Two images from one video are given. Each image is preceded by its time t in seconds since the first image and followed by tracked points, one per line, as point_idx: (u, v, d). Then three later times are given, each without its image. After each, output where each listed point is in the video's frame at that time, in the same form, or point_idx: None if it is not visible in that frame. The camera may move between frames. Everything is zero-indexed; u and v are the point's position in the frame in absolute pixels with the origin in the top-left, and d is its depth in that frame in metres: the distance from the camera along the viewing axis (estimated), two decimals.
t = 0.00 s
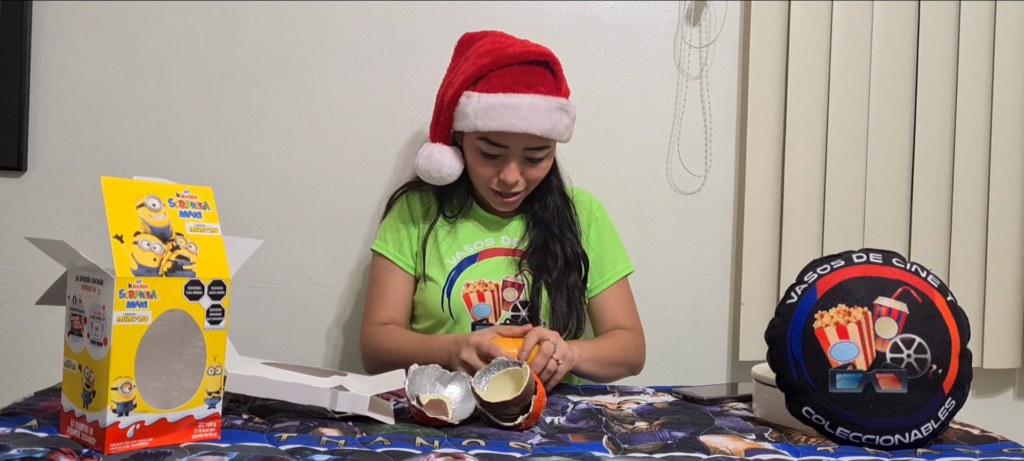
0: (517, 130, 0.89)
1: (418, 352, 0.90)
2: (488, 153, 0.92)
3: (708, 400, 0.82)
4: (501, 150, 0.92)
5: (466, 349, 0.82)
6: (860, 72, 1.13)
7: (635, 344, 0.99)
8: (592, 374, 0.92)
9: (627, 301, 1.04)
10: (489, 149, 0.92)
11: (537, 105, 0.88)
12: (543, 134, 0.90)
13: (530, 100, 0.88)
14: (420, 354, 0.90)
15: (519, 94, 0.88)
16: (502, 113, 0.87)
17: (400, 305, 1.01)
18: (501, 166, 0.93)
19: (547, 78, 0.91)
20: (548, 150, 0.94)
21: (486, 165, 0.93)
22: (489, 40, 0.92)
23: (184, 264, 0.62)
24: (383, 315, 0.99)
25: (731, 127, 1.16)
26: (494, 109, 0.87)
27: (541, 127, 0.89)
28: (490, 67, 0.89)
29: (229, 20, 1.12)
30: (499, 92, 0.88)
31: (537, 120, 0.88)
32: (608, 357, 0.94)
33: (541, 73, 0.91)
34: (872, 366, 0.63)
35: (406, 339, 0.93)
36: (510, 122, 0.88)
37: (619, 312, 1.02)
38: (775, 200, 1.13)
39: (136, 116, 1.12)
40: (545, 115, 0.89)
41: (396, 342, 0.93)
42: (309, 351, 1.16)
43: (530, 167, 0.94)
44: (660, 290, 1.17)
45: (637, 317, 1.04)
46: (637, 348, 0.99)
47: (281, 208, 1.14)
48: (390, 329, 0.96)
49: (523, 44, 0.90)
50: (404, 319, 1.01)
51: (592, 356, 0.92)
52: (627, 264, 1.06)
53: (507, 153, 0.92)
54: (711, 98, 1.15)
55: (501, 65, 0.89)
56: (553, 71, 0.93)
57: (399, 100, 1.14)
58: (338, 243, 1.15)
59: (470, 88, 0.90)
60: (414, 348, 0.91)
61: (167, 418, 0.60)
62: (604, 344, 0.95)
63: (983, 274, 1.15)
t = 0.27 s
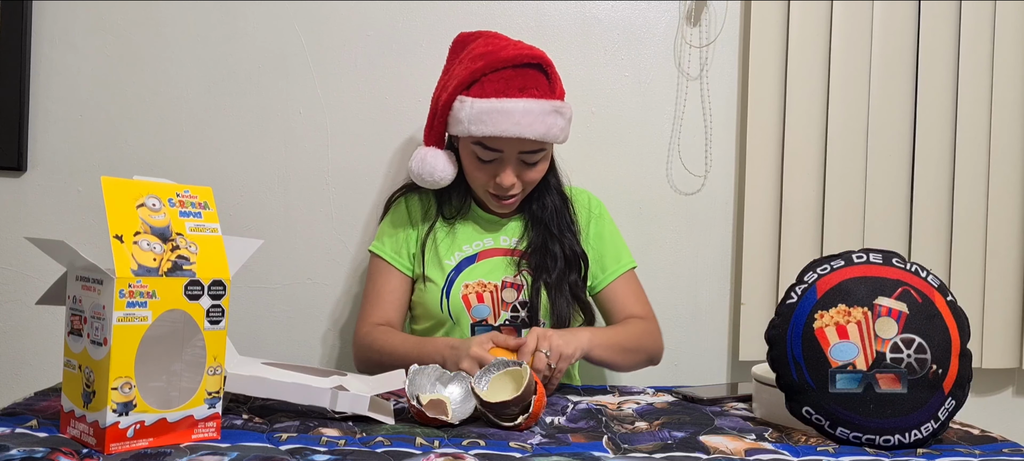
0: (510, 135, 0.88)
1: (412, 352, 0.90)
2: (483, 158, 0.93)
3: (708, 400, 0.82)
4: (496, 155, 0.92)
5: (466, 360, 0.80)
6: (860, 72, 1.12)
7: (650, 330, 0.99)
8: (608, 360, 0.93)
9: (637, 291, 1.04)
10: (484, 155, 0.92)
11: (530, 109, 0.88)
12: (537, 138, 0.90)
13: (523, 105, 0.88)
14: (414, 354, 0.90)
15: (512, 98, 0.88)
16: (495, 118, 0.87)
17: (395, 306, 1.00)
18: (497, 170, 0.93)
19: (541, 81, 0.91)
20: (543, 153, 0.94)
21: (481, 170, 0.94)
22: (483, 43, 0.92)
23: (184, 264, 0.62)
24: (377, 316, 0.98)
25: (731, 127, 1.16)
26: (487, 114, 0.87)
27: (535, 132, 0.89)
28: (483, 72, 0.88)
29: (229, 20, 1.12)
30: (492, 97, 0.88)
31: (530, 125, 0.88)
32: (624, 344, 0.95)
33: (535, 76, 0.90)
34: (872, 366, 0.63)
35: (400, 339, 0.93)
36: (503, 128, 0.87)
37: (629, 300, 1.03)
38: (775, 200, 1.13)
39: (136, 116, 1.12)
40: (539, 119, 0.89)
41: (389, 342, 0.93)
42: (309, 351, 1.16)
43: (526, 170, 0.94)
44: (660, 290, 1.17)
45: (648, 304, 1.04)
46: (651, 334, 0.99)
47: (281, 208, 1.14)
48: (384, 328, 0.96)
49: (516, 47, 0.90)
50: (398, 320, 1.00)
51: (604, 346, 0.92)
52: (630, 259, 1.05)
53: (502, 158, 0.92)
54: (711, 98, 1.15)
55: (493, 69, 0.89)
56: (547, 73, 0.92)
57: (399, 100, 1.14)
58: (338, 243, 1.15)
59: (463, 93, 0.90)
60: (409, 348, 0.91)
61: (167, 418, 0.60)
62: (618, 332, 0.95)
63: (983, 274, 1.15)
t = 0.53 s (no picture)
0: (504, 135, 0.88)
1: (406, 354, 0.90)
2: (478, 158, 0.93)
3: (708, 400, 0.82)
4: (491, 155, 0.92)
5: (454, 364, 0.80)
6: (860, 72, 1.13)
7: (653, 328, 0.99)
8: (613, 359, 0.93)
9: (639, 288, 1.04)
10: (479, 155, 0.92)
11: (523, 109, 0.88)
12: (531, 137, 0.89)
13: (516, 104, 0.87)
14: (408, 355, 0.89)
15: (505, 98, 0.88)
16: (488, 118, 0.87)
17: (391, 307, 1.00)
18: (493, 171, 0.93)
19: (534, 80, 0.91)
20: (538, 152, 0.93)
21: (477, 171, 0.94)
22: (477, 43, 0.92)
23: (184, 263, 0.62)
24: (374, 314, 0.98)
25: (731, 127, 1.16)
26: (480, 115, 0.87)
27: (529, 132, 0.88)
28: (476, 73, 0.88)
29: (229, 20, 1.12)
30: (485, 97, 0.88)
31: (524, 124, 0.88)
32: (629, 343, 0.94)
33: (528, 76, 0.90)
34: (872, 366, 0.63)
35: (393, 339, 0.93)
36: (496, 129, 0.87)
37: (631, 297, 1.02)
38: (775, 200, 1.13)
39: (136, 116, 1.12)
40: (533, 119, 0.88)
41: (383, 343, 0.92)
42: (309, 351, 1.16)
43: (522, 169, 0.94)
44: (660, 290, 1.17)
45: (651, 301, 1.04)
46: (654, 332, 0.98)
47: (281, 208, 1.14)
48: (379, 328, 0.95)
49: (509, 46, 0.90)
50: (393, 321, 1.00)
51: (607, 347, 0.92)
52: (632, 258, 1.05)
53: (497, 158, 0.92)
54: (711, 98, 1.15)
55: (486, 70, 0.89)
56: (540, 72, 0.92)
57: (399, 100, 1.14)
58: (338, 243, 1.15)
59: (457, 95, 0.90)
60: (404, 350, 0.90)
61: (167, 418, 0.60)
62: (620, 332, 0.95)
63: (983, 274, 1.15)
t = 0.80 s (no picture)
0: (500, 130, 0.88)
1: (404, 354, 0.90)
2: (475, 155, 0.92)
3: (708, 400, 0.82)
4: (488, 151, 0.92)
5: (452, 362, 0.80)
6: (860, 71, 1.13)
7: (649, 335, 0.99)
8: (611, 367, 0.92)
9: (637, 294, 1.04)
10: (476, 151, 0.92)
11: (519, 103, 0.88)
12: (528, 132, 0.89)
13: (512, 98, 0.87)
14: (407, 354, 0.89)
15: (500, 92, 0.88)
16: (484, 112, 0.87)
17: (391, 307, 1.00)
18: (490, 167, 0.93)
19: (530, 74, 0.91)
20: (536, 148, 0.93)
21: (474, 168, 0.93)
22: (473, 41, 0.92)
23: (184, 264, 0.62)
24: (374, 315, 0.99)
25: (731, 127, 1.16)
26: (476, 109, 0.87)
27: (525, 126, 0.88)
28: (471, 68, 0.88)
29: (230, 20, 1.12)
30: (481, 91, 0.88)
31: (520, 118, 0.88)
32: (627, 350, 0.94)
33: (524, 70, 0.90)
34: (872, 366, 0.63)
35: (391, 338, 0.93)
36: (492, 123, 0.87)
37: (629, 304, 1.03)
38: (775, 200, 1.13)
39: (136, 116, 1.12)
40: (529, 113, 0.88)
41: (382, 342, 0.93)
42: (310, 351, 1.16)
43: (520, 166, 0.94)
44: (660, 290, 1.17)
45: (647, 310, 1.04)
46: (650, 339, 0.98)
47: (281, 208, 1.14)
48: (378, 328, 0.96)
49: (504, 42, 0.90)
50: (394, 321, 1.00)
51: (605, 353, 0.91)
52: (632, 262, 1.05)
53: (494, 153, 0.92)
54: (711, 98, 1.15)
55: (481, 64, 0.89)
56: (537, 66, 0.92)
57: (399, 100, 1.14)
58: (338, 243, 1.15)
59: (453, 90, 0.90)
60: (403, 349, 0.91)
61: (167, 418, 0.60)
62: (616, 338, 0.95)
63: (983, 274, 1.15)
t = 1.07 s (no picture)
0: (502, 119, 0.88)
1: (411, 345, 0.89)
2: (477, 146, 0.92)
3: (708, 400, 0.82)
4: (489, 142, 0.91)
5: (457, 339, 0.75)
6: (860, 71, 1.13)
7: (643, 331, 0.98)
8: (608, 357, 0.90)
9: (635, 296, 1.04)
10: (478, 143, 0.92)
11: (521, 93, 0.88)
12: (529, 122, 0.90)
13: (513, 88, 0.88)
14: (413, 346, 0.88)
15: (502, 82, 0.88)
16: (486, 102, 0.87)
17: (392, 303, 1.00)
18: (492, 159, 0.92)
19: (532, 66, 0.91)
20: (537, 141, 0.93)
21: (476, 160, 0.93)
22: (475, 36, 0.93)
23: (184, 264, 0.62)
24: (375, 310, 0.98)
25: (731, 127, 1.16)
26: (479, 99, 0.87)
27: (527, 115, 0.89)
28: (473, 60, 0.89)
29: (230, 20, 1.12)
30: (482, 82, 0.88)
31: (521, 108, 0.88)
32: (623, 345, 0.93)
33: (526, 62, 0.91)
34: (872, 366, 0.63)
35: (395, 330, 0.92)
36: (494, 112, 0.88)
37: (629, 306, 1.02)
38: (775, 199, 1.13)
39: (136, 116, 1.12)
40: (530, 103, 0.89)
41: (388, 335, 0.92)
42: (310, 351, 1.16)
43: (521, 159, 0.93)
44: (660, 290, 1.17)
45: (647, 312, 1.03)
46: (650, 341, 0.97)
47: (281, 208, 1.14)
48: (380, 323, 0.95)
49: (506, 35, 0.91)
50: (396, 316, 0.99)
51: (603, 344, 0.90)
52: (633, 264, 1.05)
53: (495, 145, 0.92)
54: (711, 98, 1.15)
55: (484, 56, 0.89)
56: (537, 59, 0.93)
57: (399, 100, 1.14)
58: (338, 243, 1.15)
59: (456, 82, 0.90)
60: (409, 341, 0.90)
61: (167, 418, 0.60)
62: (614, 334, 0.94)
63: (983, 274, 1.15)
